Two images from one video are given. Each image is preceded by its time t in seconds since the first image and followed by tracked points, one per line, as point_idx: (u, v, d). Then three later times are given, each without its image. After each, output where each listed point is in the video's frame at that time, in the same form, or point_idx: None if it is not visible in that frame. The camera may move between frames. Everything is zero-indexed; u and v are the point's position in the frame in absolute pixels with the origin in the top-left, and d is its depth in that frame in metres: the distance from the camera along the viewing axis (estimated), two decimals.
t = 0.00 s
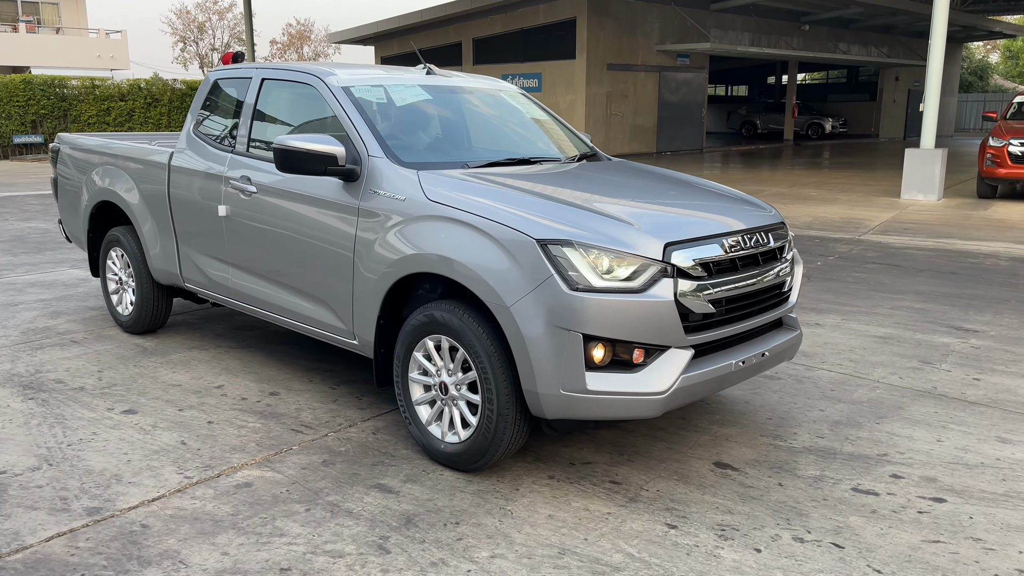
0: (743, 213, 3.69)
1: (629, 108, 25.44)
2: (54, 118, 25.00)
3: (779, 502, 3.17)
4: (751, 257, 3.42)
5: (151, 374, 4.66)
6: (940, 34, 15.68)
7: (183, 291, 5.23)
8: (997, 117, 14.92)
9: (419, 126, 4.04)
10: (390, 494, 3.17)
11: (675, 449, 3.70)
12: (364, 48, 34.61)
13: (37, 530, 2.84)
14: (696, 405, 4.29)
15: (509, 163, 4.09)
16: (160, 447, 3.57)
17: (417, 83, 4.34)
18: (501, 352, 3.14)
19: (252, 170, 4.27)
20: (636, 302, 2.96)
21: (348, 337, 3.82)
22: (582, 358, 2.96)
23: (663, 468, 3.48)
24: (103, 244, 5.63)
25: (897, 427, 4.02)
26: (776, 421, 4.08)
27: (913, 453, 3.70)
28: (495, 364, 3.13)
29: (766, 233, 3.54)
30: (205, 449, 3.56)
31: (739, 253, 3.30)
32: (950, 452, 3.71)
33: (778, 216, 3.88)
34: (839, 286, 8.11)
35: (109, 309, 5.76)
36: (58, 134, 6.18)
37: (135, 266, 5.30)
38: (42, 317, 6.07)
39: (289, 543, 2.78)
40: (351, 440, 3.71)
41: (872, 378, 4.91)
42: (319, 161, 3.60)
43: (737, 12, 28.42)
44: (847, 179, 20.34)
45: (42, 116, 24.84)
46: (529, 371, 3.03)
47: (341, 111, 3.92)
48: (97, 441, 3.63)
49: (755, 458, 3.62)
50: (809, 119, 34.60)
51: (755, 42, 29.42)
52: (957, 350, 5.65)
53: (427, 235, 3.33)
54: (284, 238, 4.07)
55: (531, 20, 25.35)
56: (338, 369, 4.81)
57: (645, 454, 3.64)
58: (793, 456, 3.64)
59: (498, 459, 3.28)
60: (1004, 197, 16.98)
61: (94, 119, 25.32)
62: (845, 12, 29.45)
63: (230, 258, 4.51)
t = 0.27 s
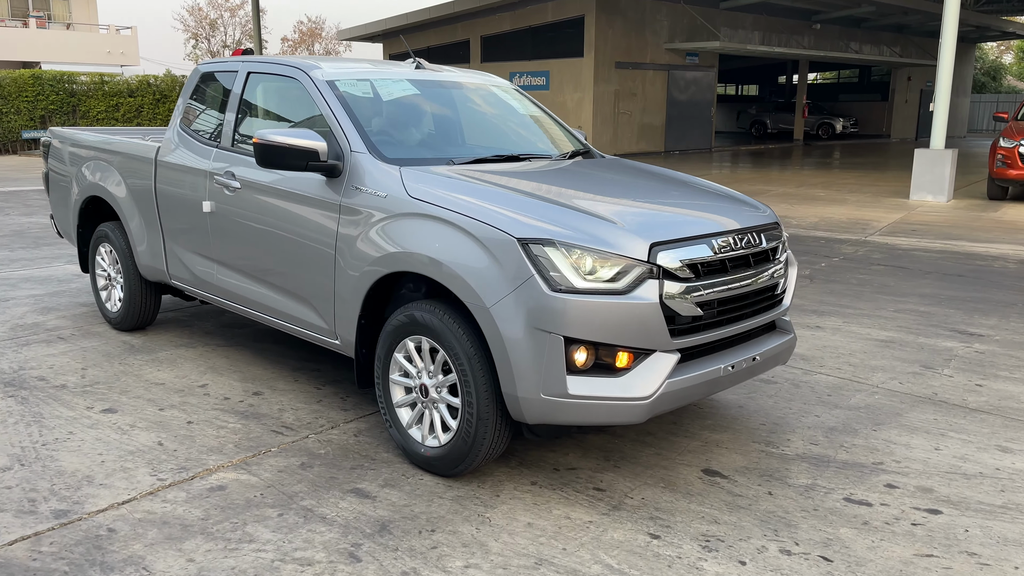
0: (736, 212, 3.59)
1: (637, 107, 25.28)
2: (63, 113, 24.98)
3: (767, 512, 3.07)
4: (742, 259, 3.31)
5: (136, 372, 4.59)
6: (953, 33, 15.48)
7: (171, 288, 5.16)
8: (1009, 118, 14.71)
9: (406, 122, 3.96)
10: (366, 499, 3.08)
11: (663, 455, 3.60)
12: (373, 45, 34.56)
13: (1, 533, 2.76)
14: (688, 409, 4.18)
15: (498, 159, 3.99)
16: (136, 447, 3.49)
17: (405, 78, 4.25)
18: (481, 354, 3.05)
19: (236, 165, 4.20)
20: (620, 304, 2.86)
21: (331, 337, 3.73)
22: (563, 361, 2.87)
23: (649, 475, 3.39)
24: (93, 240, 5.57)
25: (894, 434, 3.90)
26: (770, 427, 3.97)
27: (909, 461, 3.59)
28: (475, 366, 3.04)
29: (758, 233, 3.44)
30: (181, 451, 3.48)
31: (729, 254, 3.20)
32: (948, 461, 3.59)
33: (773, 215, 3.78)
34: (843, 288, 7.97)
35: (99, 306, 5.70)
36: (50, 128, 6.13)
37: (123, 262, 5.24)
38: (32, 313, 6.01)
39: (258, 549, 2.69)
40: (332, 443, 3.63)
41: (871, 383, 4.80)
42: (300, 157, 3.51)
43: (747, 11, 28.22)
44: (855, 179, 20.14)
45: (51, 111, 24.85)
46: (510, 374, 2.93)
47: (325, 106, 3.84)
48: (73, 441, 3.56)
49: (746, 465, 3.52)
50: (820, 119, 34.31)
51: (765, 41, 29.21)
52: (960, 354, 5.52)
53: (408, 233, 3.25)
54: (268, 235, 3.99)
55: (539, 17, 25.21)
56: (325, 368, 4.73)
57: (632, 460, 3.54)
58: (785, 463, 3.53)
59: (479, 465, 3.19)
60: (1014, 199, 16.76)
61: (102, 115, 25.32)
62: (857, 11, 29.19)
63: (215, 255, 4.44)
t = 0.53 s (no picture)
0: (728, 215, 3.49)
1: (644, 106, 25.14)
2: (70, 111, 24.98)
3: (757, 527, 2.98)
4: (734, 265, 3.21)
5: (121, 376, 4.53)
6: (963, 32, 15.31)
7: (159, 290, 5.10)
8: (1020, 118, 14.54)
9: (392, 123, 3.88)
10: (345, 511, 3.00)
11: (653, 465, 3.52)
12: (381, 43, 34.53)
13: None
14: (681, 418, 4.09)
15: (487, 161, 3.91)
16: (114, 455, 3.42)
17: (393, 78, 4.17)
18: (463, 363, 2.96)
19: (221, 166, 4.13)
20: (604, 312, 2.78)
21: (314, 342, 3.66)
22: (545, 370, 2.79)
23: (638, 487, 3.30)
24: (82, 240, 5.52)
25: (892, 445, 3.80)
26: (764, 436, 3.88)
27: (906, 474, 3.48)
28: (456, 374, 2.96)
29: (751, 238, 3.34)
30: (160, 458, 3.41)
31: (719, 260, 3.10)
32: (947, 474, 3.49)
33: (767, 219, 3.68)
34: (846, 291, 7.86)
35: (89, 307, 5.64)
36: (42, 127, 6.09)
37: (112, 264, 5.18)
38: (22, 314, 5.96)
39: (229, 563, 2.61)
40: (314, 451, 3.55)
41: (870, 390, 4.69)
42: (282, 158, 3.44)
43: (755, 9, 28.04)
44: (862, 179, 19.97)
45: (58, 110, 24.86)
46: (491, 383, 2.85)
47: (309, 106, 3.76)
48: (51, 447, 3.49)
49: (737, 476, 3.43)
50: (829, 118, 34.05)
51: (773, 40, 29.02)
52: (964, 361, 5.41)
53: (389, 237, 3.16)
54: (252, 238, 3.92)
55: (545, 16, 25.10)
56: (313, 373, 4.65)
57: (620, 470, 3.45)
58: (778, 475, 3.44)
59: (461, 475, 3.11)
60: None
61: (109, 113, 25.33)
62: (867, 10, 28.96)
63: (201, 258, 4.37)
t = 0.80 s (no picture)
0: (724, 213, 3.42)
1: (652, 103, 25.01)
2: (78, 109, 25.06)
3: (749, 532, 2.91)
4: (727, 264, 3.14)
5: (113, 374, 4.50)
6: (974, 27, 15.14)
7: (153, 288, 5.07)
8: None
9: (383, 120, 3.82)
10: (329, 514, 2.95)
11: (646, 468, 3.45)
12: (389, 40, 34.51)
13: None
14: (677, 419, 4.03)
15: (479, 158, 3.84)
16: (100, 455, 3.38)
17: (386, 73, 4.11)
18: (450, 363, 2.91)
19: (211, 162, 4.09)
20: (593, 312, 2.72)
21: (303, 341, 3.61)
22: (532, 371, 2.73)
23: (629, 490, 3.24)
24: (78, 238, 5.50)
25: (891, 448, 3.73)
26: (761, 439, 3.81)
27: (905, 478, 3.41)
28: (443, 375, 2.90)
29: (746, 237, 3.27)
30: (145, 458, 3.37)
31: (712, 259, 3.04)
32: (947, 478, 3.41)
33: (765, 217, 3.61)
34: (850, 291, 7.76)
35: (84, 305, 5.62)
36: (40, 123, 6.07)
37: (106, 261, 5.16)
38: (19, 312, 5.94)
39: (209, 568, 2.57)
40: (303, 452, 3.51)
41: (872, 391, 4.61)
42: (270, 155, 3.39)
43: (765, 6, 27.84)
44: (871, 177, 19.80)
45: (67, 107, 24.91)
46: (477, 384, 2.80)
47: (299, 101, 3.70)
48: (37, 447, 3.45)
49: (732, 480, 3.36)
50: (840, 115, 33.78)
51: (783, 36, 28.82)
52: (968, 361, 5.31)
53: (377, 235, 3.11)
54: (242, 236, 3.88)
55: (553, 12, 24.99)
56: (306, 372, 4.61)
57: (612, 473, 3.39)
58: (773, 479, 3.38)
59: (449, 477, 3.05)
60: None
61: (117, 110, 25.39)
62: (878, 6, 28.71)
63: (193, 255, 4.33)
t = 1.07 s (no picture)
0: (717, 208, 3.36)
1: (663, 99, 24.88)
2: (90, 106, 25.24)
3: (738, 532, 2.87)
4: (719, 260, 3.09)
5: (107, 370, 4.49)
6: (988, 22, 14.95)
7: (149, 283, 5.06)
8: None
9: (374, 114, 3.79)
10: (314, 511, 2.92)
11: (637, 467, 3.41)
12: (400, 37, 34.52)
13: None
14: (672, 417, 3.98)
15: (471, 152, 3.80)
16: (87, 451, 3.37)
17: (378, 67, 4.08)
18: (435, 360, 2.87)
19: (203, 157, 4.08)
20: (578, 309, 2.68)
21: (292, 337, 3.58)
22: (516, 369, 2.69)
23: (619, 489, 3.20)
24: (76, 233, 5.50)
25: (888, 447, 3.67)
26: (756, 438, 3.76)
27: (901, 478, 3.35)
28: (427, 371, 2.87)
29: (739, 232, 3.21)
30: (133, 454, 3.35)
31: (702, 255, 2.98)
32: (944, 479, 3.34)
33: (759, 213, 3.55)
34: (856, 288, 7.68)
35: (83, 301, 5.63)
36: (40, 119, 6.09)
37: (103, 257, 5.16)
38: (19, 307, 5.96)
39: (188, 565, 2.54)
40: (291, 449, 3.48)
41: (872, 390, 4.55)
42: (257, 149, 3.36)
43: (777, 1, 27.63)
44: (882, 173, 19.61)
45: (79, 104, 25.09)
46: (461, 382, 2.76)
47: (288, 96, 3.67)
48: (26, 442, 3.45)
49: (724, 479, 3.31)
50: (854, 111, 33.48)
51: (796, 31, 28.60)
52: (972, 360, 5.23)
53: (362, 230, 3.08)
54: (232, 231, 3.86)
55: (563, 8, 24.89)
56: (300, 369, 4.59)
57: (603, 471, 3.35)
58: (766, 478, 3.33)
59: (435, 475, 3.02)
60: None
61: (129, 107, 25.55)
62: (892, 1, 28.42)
63: (186, 251, 4.32)
